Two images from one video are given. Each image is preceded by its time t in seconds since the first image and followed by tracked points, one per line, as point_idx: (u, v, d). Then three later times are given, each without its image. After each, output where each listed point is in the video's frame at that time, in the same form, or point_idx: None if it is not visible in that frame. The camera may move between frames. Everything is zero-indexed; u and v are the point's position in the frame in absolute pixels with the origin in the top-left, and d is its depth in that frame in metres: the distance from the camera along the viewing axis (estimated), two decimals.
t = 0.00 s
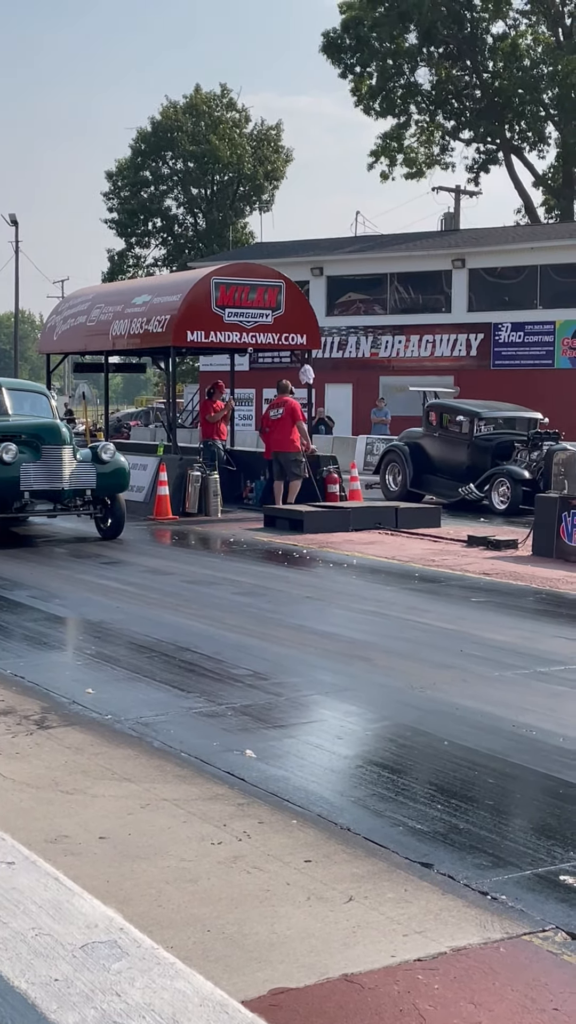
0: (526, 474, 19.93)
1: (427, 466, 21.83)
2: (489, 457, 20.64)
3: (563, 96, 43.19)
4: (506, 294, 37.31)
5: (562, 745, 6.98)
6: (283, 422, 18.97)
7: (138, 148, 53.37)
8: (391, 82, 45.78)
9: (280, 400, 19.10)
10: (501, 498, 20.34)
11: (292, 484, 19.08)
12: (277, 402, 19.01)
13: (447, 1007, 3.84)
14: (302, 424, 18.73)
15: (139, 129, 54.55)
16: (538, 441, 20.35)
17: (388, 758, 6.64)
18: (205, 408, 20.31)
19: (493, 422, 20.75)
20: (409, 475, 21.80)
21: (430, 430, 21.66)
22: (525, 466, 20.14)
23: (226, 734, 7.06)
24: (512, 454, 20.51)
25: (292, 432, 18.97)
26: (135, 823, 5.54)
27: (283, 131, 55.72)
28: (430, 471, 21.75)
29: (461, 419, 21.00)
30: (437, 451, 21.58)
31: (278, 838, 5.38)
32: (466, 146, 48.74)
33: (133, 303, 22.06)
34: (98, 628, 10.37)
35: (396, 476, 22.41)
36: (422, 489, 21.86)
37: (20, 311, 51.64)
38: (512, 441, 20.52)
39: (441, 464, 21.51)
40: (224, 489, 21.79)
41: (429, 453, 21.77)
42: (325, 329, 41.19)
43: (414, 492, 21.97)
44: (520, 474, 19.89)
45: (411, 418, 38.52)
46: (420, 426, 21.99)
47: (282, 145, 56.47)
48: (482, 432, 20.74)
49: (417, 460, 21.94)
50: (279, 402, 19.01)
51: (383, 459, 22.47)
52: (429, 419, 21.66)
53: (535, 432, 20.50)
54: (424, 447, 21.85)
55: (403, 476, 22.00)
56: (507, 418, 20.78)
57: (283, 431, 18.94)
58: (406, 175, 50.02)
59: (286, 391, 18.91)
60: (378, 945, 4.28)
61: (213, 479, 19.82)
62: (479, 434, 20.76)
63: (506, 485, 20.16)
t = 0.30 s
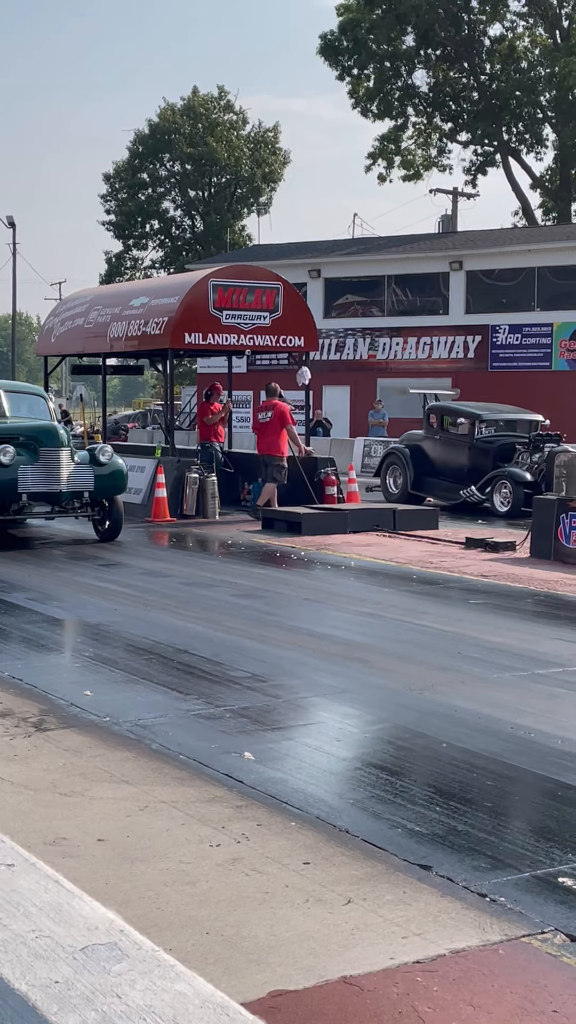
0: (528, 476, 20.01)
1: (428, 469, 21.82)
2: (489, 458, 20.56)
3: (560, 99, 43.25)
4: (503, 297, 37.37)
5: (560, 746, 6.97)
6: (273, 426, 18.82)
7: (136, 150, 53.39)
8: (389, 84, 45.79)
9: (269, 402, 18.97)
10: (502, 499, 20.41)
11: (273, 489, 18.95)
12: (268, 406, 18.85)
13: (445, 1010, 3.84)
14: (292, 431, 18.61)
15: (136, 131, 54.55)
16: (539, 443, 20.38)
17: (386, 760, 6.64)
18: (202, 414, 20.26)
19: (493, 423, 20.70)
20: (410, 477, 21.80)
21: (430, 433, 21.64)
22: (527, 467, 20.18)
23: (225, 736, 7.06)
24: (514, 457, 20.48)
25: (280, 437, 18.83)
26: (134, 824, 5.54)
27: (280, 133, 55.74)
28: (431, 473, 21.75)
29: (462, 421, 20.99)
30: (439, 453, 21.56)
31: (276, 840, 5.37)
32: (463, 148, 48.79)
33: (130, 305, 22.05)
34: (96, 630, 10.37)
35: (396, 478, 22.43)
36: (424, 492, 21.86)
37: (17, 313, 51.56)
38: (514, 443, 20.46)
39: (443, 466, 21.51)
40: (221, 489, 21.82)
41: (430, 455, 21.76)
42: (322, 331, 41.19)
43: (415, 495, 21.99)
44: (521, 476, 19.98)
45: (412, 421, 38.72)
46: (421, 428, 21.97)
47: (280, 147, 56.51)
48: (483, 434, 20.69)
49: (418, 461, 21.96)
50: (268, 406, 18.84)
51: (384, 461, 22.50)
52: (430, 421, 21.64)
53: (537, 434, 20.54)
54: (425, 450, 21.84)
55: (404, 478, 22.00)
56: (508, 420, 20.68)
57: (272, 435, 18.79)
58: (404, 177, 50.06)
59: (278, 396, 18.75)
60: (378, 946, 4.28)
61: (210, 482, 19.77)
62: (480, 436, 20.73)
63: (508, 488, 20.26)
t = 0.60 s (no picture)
0: (533, 479, 19.89)
1: (432, 470, 21.84)
2: (494, 460, 20.54)
3: (557, 100, 43.32)
4: (501, 298, 37.38)
5: (558, 747, 6.98)
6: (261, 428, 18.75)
7: (133, 152, 53.40)
8: (386, 85, 45.84)
9: (259, 403, 18.89)
10: (507, 501, 20.35)
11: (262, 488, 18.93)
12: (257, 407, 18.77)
13: (444, 1011, 3.84)
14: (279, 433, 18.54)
15: (134, 132, 54.56)
16: (544, 444, 20.16)
17: (383, 761, 6.63)
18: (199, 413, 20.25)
19: (498, 424, 20.69)
20: (414, 478, 21.82)
21: (434, 434, 21.66)
22: (532, 471, 20.03)
23: (223, 738, 7.06)
24: (518, 458, 20.41)
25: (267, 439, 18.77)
26: (132, 826, 5.54)
27: (278, 134, 55.76)
28: (434, 474, 21.77)
29: (466, 422, 20.99)
30: (442, 455, 21.58)
31: (274, 841, 5.37)
32: (461, 149, 48.85)
33: (128, 306, 22.05)
34: (94, 632, 10.37)
35: (400, 480, 22.47)
36: (427, 493, 21.89)
37: (14, 314, 51.53)
38: (518, 444, 20.43)
39: (446, 467, 21.53)
40: (219, 489, 21.77)
41: (433, 456, 21.78)
42: (320, 332, 41.19)
43: (419, 496, 22.01)
44: (526, 479, 19.87)
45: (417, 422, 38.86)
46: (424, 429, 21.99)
47: (277, 148, 56.51)
48: (487, 434, 20.70)
49: (421, 463, 21.97)
50: (257, 407, 18.74)
51: (387, 462, 22.54)
52: (433, 423, 21.66)
53: (541, 435, 20.43)
54: (428, 451, 21.87)
55: (408, 479, 22.03)
56: (512, 421, 20.68)
57: (259, 436, 18.73)
58: (401, 178, 50.09)
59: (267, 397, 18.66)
60: (375, 947, 4.29)
61: (208, 483, 19.77)
62: (484, 437, 20.73)
63: (512, 490, 20.19)
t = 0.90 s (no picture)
0: (536, 480, 19.88)
1: (434, 472, 21.85)
2: (497, 461, 20.56)
3: (554, 101, 43.36)
4: (497, 299, 37.42)
5: (555, 748, 6.99)
6: (254, 429, 18.68)
7: (130, 153, 53.36)
8: (384, 87, 45.88)
9: (249, 403, 18.79)
10: (510, 503, 20.36)
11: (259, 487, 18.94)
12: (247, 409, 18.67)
13: (442, 1012, 3.84)
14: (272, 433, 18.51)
15: (131, 134, 54.54)
16: (547, 446, 20.11)
17: (381, 763, 6.64)
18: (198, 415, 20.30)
19: (500, 426, 20.64)
20: (416, 481, 21.86)
21: (436, 435, 21.67)
22: (535, 473, 19.94)
23: (220, 739, 7.06)
24: (521, 459, 20.41)
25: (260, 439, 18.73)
26: (130, 827, 5.54)
27: (275, 135, 55.78)
28: (436, 476, 21.79)
29: (468, 424, 20.94)
30: (444, 457, 21.59)
31: (272, 843, 5.38)
32: (458, 152, 48.90)
33: (126, 308, 22.05)
34: (91, 634, 10.36)
35: (401, 482, 22.55)
36: (430, 496, 21.91)
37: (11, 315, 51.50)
38: (521, 446, 20.45)
39: (448, 469, 21.54)
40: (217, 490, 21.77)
41: (435, 457, 21.79)
42: (317, 333, 41.19)
43: (421, 499, 22.03)
44: (529, 480, 19.87)
45: (418, 424, 38.86)
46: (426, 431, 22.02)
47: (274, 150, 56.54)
48: (490, 436, 20.67)
49: (423, 465, 21.98)
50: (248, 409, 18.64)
51: (388, 465, 22.58)
52: (435, 424, 21.68)
53: (544, 436, 20.41)
54: (430, 452, 21.88)
55: (410, 481, 22.05)
56: (514, 422, 20.64)
57: (252, 438, 18.68)
58: (398, 180, 50.12)
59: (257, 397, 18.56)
60: (374, 949, 4.29)
61: (206, 484, 19.79)
62: (486, 439, 20.70)
63: (515, 492, 20.21)
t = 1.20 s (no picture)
0: (539, 482, 19.71)
1: (437, 474, 21.87)
2: (500, 465, 20.47)
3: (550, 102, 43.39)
4: (494, 301, 37.44)
5: (552, 749, 7.00)
6: (242, 430, 18.62)
7: (127, 155, 53.34)
8: (381, 89, 45.92)
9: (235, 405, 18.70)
10: (514, 504, 20.17)
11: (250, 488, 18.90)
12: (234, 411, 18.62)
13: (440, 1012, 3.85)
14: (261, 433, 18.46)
15: (128, 136, 54.53)
16: (550, 447, 20.00)
17: (378, 763, 6.65)
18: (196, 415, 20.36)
19: (503, 428, 20.67)
20: (418, 481, 21.89)
21: (439, 437, 21.67)
22: (538, 474, 19.92)
23: (218, 741, 7.06)
24: (525, 461, 20.31)
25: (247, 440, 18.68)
26: (127, 829, 5.54)
27: (272, 137, 55.81)
28: (439, 478, 21.80)
29: (472, 426, 20.94)
30: (447, 459, 21.61)
31: (270, 845, 5.38)
32: (455, 154, 48.95)
33: (123, 310, 22.05)
34: (88, 635, 10.36)
35: (404, 483, 22.61)
36: (432, 497, 21.98)
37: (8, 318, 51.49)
38: (524, 448, 20.31)
39: (451, 471, 21.54)
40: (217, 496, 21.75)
41: (437, 459, 21.80)
42: (314, 335, 41.21)
43: (424, 499, 22.07)
44: (533, 482, 19.68)
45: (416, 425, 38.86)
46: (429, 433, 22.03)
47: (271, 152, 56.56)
48: (493, 438, 20.67)
49: (426, 466, 22.01)
50: (235, 410, 18.58)
51: (390, 466, 22.61)
52: (438, 426, 21.69)
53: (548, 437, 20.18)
54: (432, 454, 21.89)
55: (413, 483, 22.09)
56: (518, 425, 20.64)
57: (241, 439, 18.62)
58: (396, 182, 50.14)
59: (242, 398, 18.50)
60: (372, 949, 4.29)
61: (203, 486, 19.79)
62: (490, 440, 20.70)
63: (519, 494, 20.01)
